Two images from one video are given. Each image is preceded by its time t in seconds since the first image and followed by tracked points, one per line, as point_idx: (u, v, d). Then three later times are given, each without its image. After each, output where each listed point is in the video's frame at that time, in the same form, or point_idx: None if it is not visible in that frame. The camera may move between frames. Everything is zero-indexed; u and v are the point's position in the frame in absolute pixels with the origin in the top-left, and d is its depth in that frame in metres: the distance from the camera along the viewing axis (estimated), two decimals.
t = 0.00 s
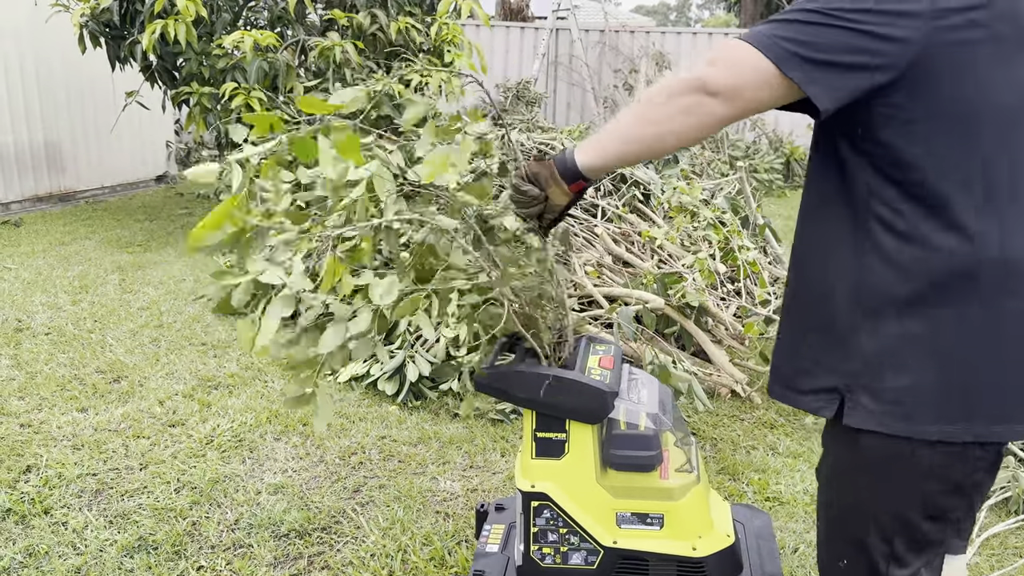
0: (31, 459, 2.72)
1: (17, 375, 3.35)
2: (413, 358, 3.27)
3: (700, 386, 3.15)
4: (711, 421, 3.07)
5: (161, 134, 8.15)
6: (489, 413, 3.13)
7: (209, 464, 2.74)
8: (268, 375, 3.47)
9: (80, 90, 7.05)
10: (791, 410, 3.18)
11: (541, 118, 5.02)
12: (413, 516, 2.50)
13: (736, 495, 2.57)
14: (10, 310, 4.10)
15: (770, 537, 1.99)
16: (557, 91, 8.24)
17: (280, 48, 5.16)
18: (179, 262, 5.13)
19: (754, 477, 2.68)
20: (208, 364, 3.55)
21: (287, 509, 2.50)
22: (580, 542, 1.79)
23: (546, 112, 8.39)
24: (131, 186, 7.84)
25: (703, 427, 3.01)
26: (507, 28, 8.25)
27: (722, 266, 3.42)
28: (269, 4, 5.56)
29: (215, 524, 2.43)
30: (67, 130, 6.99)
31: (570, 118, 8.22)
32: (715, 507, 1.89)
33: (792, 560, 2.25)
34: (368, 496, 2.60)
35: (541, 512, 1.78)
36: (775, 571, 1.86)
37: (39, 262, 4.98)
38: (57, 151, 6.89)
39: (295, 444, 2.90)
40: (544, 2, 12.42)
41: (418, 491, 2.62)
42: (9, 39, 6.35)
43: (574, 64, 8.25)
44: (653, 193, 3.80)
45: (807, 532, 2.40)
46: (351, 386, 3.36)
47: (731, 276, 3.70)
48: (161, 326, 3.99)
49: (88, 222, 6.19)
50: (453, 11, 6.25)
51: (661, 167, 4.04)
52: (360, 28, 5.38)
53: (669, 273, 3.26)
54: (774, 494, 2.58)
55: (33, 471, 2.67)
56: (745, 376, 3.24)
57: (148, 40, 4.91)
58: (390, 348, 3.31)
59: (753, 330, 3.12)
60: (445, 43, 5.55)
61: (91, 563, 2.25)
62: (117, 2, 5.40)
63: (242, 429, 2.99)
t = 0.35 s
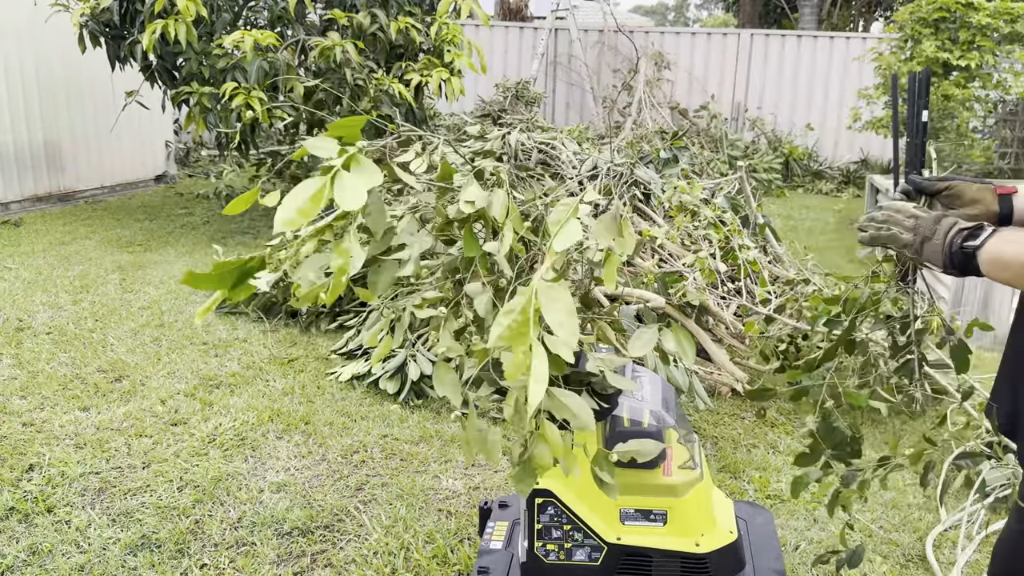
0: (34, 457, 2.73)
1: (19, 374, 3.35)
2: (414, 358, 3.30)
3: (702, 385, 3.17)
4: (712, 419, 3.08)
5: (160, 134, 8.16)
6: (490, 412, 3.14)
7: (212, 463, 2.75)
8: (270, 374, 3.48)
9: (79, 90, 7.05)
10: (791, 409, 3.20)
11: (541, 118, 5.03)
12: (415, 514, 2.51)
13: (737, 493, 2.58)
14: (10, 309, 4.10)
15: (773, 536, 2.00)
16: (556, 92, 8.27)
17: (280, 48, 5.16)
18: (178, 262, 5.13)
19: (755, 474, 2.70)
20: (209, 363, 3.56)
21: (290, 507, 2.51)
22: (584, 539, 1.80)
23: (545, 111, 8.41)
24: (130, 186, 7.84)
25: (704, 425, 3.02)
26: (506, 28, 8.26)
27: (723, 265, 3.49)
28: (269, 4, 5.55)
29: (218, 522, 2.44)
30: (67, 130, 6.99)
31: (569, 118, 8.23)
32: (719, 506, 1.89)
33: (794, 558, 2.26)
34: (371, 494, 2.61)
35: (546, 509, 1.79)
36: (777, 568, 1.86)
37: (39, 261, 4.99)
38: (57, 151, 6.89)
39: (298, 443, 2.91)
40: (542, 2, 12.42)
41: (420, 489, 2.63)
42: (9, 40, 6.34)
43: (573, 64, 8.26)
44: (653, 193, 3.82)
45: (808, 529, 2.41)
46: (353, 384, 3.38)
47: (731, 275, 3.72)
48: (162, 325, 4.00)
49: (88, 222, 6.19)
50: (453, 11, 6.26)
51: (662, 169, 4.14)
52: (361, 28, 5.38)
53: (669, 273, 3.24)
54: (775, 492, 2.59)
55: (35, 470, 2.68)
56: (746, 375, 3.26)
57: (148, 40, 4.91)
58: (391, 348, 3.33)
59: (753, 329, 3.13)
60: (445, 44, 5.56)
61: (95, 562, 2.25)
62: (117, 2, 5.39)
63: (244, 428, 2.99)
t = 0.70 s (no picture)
0: (24, 458, 2.71)
1: (10, 374, 3.33)
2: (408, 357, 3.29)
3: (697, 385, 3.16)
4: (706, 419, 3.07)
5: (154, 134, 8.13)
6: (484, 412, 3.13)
7: (204, 463, 2.74)
8: (263, 374, 3.46)
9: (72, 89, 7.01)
10: (785, 408, 3.19)
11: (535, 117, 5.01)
12: (408, 515, 2.49)
13: (731, 492, 2.57)
14: (2, 309, 4.08)
15: (765, 535, 1.99)
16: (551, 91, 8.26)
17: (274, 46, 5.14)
18: (172, 262, 5.11)
19: (749, 474, 2.69)
20: (202, 363, 3.54)
21: (281, 508, 2.50)
22: (575, 539, 1.79)
23: (541, 110, 8.40)
24: (124, 185, 7.81)
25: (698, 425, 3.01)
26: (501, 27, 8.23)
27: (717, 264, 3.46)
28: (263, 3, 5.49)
29: (209, 523, 2.43)
30: (60, 129, 6.95)
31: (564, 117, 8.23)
32: (710, 504, 1.89)
33: (787, 557, 2.25)
34: (363, 494, 2.60)
35: (537, 509, 1.78)
36: (769, 567, 1.86)
37: (32, 261, 4.97)
38: (50, 150, 6.86)
39: (290, 443, 2.90)
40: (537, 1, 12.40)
41: (413, 490, 2.62)
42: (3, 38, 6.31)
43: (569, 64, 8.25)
44: (647, 192, 3.82)
45: (802, 529, 2.40)
46: (346, 383, 3.37)
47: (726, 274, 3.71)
48: (154, 325, 3.98)
49: (81, 221, 6.16)
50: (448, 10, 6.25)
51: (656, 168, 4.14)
52: (355, 26, 5.36)
53: (663, 272, 3.29)
54: (768, 491, 2.58)
55: (26, 470, 2.66)
56: (739, 374, 3.25)
57: (141, 38, 4.88)
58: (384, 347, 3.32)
59: (748, 328, 3.12)
60: (440, 42, 5.55)
61: (85, 563, 2.24)
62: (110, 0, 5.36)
63: (236, 428, 2.98)
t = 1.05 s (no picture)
0: (27, 456, 2.72)
1: (13, 373, 3.34)
2: (409, 355, 3.31)
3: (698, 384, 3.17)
4: (707, 417, 3.09)
5: (155, 132, 8.15)
6: (486, 410, 3.13)
7: (207, 461, 2.75)
8: (265, 372, 3.47)
9: (74, 88, 7.03)
10: (786, 407, 3.21)
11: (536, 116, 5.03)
12: (410, 512, 2.51)
13: (732, 490, 2.59)
14: (5, 307, 4.09)
15: (767, 533, 2.00)
16: (551, 90, 8.28)
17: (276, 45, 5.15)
18: (174, 260, 5.12)
19: (749, 472, 2.70)
20: (204, 361, 3.55)
21: (284, 505, 2.51)
22: (577, 536, 1.80)
23: (541, 109, 8.41)
24: (125, 184, 7.83)
25: (699, 423, 3.02)
26: (502, 26, 8.24)
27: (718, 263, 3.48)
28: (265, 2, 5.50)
29: (213, 520, 2.44)
30: (62, 129, 6.97)
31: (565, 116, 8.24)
32: (712, 502, 1.91)
33: (788, 555, 2.26)
34: (365, 492, 2.61)
35: (539, 506, 1.79)
36: (770, 564, 1.86)
37: (34, 259, 4.97)
38: (52, 149, 6.87)
39: (292, 441, 2.91)
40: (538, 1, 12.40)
41: (415, 487, 2.63)
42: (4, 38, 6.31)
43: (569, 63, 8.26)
44: (648, 191, 3.84)
45: (802, 526, 2.41)
46: (348, 381, 3.38)
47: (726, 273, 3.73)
48: (157, 323, 3.99)
49: (83, 220, 6.17)
50: (448, 9, 6.26)
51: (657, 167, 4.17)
52: (356, 25, 5.37)
53: (665, 270, 3.31)
54: (769, 489, 2.59)
55: (30, 468, 2.67)
56: (740, 373, 3.27)
57: (143, 37, 4.89)
58: (386, 345, 3.34)
59: (749, 327, 3.13)
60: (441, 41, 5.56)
61: (89, 559, 2.25)
62: None
63: (239, 426, 2.99)
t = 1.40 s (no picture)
0: (37, 451, 2.75)
1: (22, 369, 3.37)
2: (415, 351, 3.32)
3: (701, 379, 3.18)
4: (711, 413, 3.10)
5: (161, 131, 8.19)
6: (491, 406, 3.15)
7: (215, 456, 2.77)
8: (272, 368, 3.50)
9: (81, 87, 7.07)
10: (790, 403, 3.22)
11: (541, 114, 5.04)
12: (416, 506, 2.53)
13: (736, 485, 2.60)
14: (13, 304, 4.11)
15: (771, 525, 2.01)
16: (555, 88, 8.29)
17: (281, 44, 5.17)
18: (180, 258, 5.15)
19: (754, 467, 2.71)
20: (211, 357, 3.58)
21: (292, 500, 2.53)
22: (584, 527, 1.81)
23: (545, 108, 8.42)
24: (130, 182, 7.86)
25: (704, 419, 3.04)
26: (506, 24, 8.25)
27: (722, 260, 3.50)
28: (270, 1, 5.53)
29: (221, 514, 2.46)
30: (68, 127, 7.00)
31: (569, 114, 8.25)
32: (717, 494, 1.92)
33: (792, 549, 2.28)
34: (372, 486, 2.63)
35: (546, 498, 1.81)
36: (775, 557, 1.88)
37: (41, 257, 5.00)
38: (58, 148, 6.90)
39: (300, 436, 2.93)
40: None
41: (422, 482, 2.65)
42: (10, 36, 6.35)
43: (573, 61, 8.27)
44: (652, 188, 3.87)
45: (806, 521, 2.42)
46: (355, 378, 3.40)
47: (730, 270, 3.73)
48: (164, 320, 4.01)
49: (89, 217, 6.20)
50: (452, 7, 6.27)
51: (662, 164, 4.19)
52: (361, 24, 5.39)
53: (670, 269, 3.23)
54: (773, 484, 2.61)
55: (39, 462, 2.70)
56: (744, 369, 3.28)
57: (149, 35, 4.92)
58: (392, 341, 3.35)
59: (753, 323, 3.15)
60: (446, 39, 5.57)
61: (99, 553, 2.27)
62: None
63: (247, 421, 3.01)
